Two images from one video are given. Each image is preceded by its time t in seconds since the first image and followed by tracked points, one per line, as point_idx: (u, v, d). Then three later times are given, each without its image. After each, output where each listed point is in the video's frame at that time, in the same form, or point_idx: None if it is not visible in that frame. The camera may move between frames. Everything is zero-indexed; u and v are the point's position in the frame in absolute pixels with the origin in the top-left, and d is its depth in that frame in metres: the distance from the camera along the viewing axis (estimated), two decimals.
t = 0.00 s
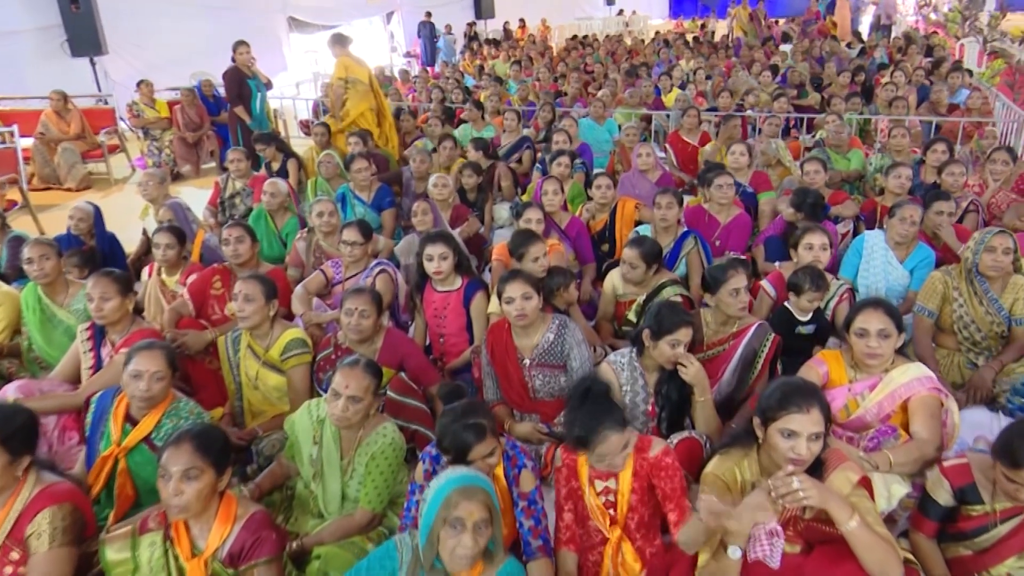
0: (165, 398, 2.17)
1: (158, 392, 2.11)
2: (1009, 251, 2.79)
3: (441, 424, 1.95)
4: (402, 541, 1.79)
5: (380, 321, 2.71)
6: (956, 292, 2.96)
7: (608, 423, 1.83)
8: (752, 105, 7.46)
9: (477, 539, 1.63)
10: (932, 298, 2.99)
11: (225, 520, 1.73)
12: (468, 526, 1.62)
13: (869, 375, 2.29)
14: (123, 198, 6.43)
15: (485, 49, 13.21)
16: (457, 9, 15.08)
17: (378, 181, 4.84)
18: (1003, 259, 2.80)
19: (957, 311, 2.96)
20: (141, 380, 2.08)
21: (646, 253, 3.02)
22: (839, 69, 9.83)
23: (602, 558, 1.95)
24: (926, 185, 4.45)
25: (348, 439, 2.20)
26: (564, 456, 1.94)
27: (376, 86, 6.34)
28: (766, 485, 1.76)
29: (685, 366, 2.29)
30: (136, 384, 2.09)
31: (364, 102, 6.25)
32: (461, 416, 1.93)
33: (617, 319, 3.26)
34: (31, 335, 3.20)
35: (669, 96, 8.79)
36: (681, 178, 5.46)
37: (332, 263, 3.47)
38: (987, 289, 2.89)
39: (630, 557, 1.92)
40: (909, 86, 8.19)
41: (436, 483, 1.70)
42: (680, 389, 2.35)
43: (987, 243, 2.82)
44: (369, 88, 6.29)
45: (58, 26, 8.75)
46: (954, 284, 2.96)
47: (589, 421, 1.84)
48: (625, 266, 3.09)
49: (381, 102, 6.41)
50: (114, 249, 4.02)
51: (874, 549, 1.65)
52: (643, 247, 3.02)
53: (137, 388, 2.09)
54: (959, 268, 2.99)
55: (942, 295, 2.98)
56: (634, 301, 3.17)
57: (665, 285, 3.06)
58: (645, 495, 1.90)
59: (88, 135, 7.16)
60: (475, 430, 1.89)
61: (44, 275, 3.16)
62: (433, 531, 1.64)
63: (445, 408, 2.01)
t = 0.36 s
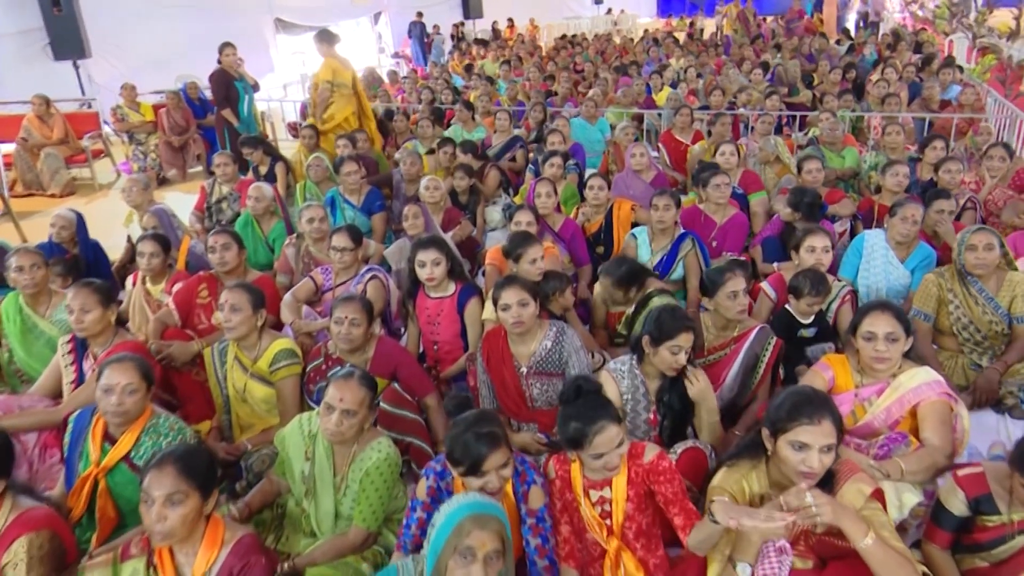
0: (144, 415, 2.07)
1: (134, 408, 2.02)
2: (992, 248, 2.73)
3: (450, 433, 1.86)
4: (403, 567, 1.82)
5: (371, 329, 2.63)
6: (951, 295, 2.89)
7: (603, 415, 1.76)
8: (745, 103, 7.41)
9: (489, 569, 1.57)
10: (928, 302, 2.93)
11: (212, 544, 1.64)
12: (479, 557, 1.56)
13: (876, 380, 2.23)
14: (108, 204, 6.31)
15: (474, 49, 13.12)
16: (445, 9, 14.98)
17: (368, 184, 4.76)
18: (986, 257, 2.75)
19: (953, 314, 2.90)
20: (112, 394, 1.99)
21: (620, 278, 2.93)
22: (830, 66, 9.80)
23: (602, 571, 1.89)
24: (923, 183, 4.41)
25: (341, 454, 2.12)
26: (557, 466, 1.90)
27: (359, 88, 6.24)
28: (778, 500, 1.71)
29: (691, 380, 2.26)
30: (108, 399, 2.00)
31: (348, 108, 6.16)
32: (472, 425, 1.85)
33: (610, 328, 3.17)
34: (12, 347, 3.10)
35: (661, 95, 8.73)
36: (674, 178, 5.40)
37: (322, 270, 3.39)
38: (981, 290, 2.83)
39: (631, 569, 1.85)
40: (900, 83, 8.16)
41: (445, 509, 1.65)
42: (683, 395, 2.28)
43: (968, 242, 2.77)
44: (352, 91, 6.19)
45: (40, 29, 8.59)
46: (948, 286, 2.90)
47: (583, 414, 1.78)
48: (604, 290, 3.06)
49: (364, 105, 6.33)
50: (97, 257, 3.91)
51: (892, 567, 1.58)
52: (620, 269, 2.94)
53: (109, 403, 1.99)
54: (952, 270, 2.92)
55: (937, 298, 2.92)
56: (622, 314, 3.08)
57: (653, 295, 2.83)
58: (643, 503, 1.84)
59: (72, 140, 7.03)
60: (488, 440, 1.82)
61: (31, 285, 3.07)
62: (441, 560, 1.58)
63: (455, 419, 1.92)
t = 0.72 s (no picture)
0: (129, 434, 1.99)
1: (116, 428, 1.95)
2: (983, 243, 2.70)
3: (459, 446, 1.79)
4: None
5: (365, 338, 2.56)
6: (949, 294, 2.85)
7: (609, 425, 1.72)
8: (736, 99, 7.36)
9: None
10: (926, 301, 2.88)
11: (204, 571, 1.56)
12: None
13: (886, 383, 2.18)
14: (94, 212, 6.21)
15: (462, 50, 13.04)
16: (433, 10, 14.89)
17: (359, 188, 4.68)
18: (977, 253, 2.71)
19: (952, 313, 2.85)
20: (92, 415, 1.91)
21: (618, 290, 2.88)
22: (820, 61, 9.78)
23: None
24: (920, 179, 4.36)
25: (337, 469, 2.05)
26: (561, 477, 1.85)
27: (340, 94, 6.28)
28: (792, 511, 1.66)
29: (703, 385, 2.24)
30: (88, 420, 1.92)
31: (332, 115, 6.22)
32: (482, 436, 1.78)
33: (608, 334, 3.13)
34: None
35: (652, 93, 8.67)
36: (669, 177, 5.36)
37: (314, 278, 3.31)
38: (978, 286, 2.78)
39: None
40: (891, 77, 8.13)
41: (450, 534, 1.62)
42: (689, 400, 2.21)
43: (958, 239, 2.74)
44: (334, 98, 6.24)
45: (23, 36, 8.45)
46: (945, 285, 2.86)
47: (589, 427, 1.72)
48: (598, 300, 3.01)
49: (346, 111, 6.36)
50: (83, 268, 3.82)
51: None
52: (619, 280, 2.88)
53: (88, 424, 1.92)
54: (947, 268, 2.88)
55: (935, 297, 2.87)
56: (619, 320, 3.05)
57: (648, 303, 2.76)
58: (649, 516, 1.79)
59: (56, 148, 6.92)
60: (499, 452, 1.75)
61: (14, 299, 2.98)
62: None
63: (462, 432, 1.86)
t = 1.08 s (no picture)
0: (111, 454, 1.92)
1: (94, 447, 1.88)
2: (995, 245, 2.65)
3: (459, 463, 1.72)
4: None
5: (359, 349, 2.48)
6: (955, 296, 2.80)
7: (624, 442, 1.67)
8: (730, 100, 7.32)
9: None
10: (932, 303, 2.84)
11: None
12: None
13: (898, 389, 2.13)
14: (79, 216, 6.09)
15: (453, 50, 12.96)
16: (424, 10, 14.79)
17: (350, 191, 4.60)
18: (989, 255, 2.66)
19: (959, 316, 2.80)
20: (69, 434, 1.84)
21: (623, 292, 2.82)
22: (813, 61, 9.76)
23: None
24: (919, 179, 4.32)
25: (331, 486, 1.97)
26: (572, 496, 1.79)
27: (307, 96, 6.25)
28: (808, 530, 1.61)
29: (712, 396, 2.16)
30: (65, 439, 1.85)
31: (302, 117, 6.16)
32: (484, 449, 1.71)
33: (607, 341, 3.06)
34: None
35: (645, 93, 8.62)
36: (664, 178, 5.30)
37: (304, 284, 3.23)
38: (985, 289, 2.73)
39: None
40: (884, 76, 8.12)
41: (455, 556, 1.57)
42: (696, 413, 2.15)
43: (969, 240, 2.68)
44: (300, 100, 6.20)
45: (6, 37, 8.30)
46: (951, 287, 2.80)
47: (604, 442, 1.68)
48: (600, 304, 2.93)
49: (315, 112, 6.31)
50: (68, 276, 3.71)
51: None
52: (622, 284, 2.82)
53: (65, 443, 1.85)
54: (953, 270, 2.83)
55: (941, 299, 2.83)
56: (620, 325, 2.97)
57: (649, 307, 2.75)
58: (662, 547, 1.73)
59: (41, 151, 6.79)
60: (503, 466, 1.68)
61: None
62: None
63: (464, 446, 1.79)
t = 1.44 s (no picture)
0: (87, 473, 1.89)
1: (65, 467, 1.85)
2: None
3: (455, 481, 1.65)
4: None
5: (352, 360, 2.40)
6: (972, 300, 2.75)
7: (654, 474, 1.58)
8: (725, 100, 7.28)
9: None
10: (947, 305, 2.80)
11: None
12: None
13: (915, 395, 2.08)
14: (64, 220, 5.97)
15: (445, 50, 12.88)
16: (415, 10, 14.70)
17: (342, 194, 4.51)
18: (1019, 260, 2.58)
19: (975, 321, 2.75)
20: (36, 456, 1.81)
21: (624, 298, 2.75)
22: (806, 61, 9.74)
23: None
24: (919, 180, 4.27)
25: (325, 505, 1.89)
26: (588, 524, 1.74)
27: (279, 96, 6.00)
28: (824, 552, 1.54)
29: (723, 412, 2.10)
30: (33, 462, 1.82)
31: (276, 119, 5.94)
32: (481, 466, 1.64)
33: (607, 348, 2.98)
34: None
35: (638, 93, 8.56)
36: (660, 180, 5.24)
37: (295, 291, 3.14)
38: (1005, 294, 2.67)
39: None
40: (878, 77, 8.11)
41: None
42: (706, 427, 2.13)
43: (1001, 243, 2.60)
44: (274, 100, 5.97)
45: None
46: (969, 291, 2.76)
47: (631, 471, 1.59)
48: (602, 310, 2.87)
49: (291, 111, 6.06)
50: (52, 282, 3.61)
51: None
52: (623, 289, 2.75)
53: (35, 466, 1.82)
54: (973, 273, 2.79)
55: (958, 302, 2.79)
56: (620, 331, 2.90)
57: (650, 314, 2.73)
58: None
59: (26, 153, 6.67)
60: (498, 485, 1.61)
61: None
62: None
63: (462, 461, 1.71)
